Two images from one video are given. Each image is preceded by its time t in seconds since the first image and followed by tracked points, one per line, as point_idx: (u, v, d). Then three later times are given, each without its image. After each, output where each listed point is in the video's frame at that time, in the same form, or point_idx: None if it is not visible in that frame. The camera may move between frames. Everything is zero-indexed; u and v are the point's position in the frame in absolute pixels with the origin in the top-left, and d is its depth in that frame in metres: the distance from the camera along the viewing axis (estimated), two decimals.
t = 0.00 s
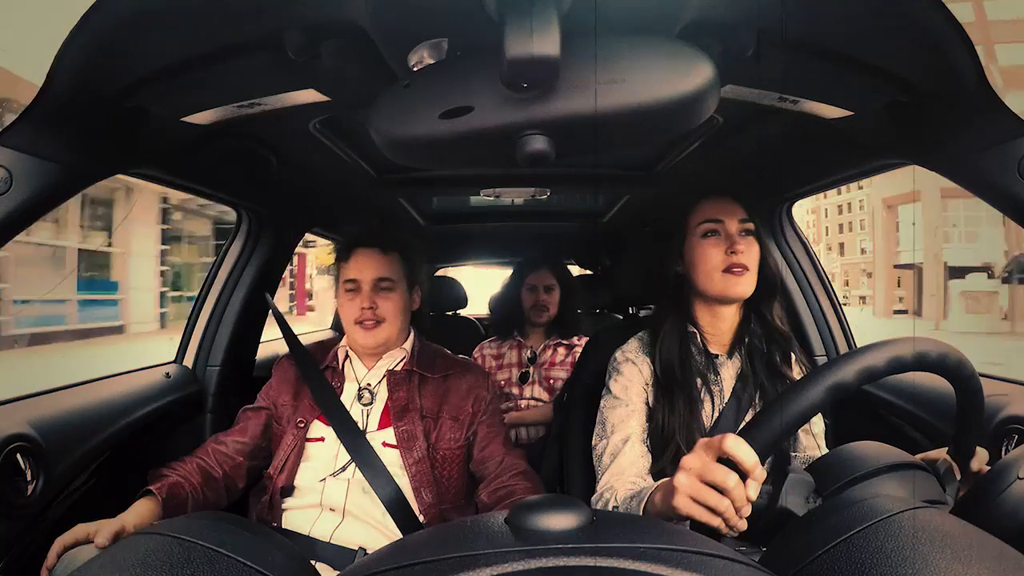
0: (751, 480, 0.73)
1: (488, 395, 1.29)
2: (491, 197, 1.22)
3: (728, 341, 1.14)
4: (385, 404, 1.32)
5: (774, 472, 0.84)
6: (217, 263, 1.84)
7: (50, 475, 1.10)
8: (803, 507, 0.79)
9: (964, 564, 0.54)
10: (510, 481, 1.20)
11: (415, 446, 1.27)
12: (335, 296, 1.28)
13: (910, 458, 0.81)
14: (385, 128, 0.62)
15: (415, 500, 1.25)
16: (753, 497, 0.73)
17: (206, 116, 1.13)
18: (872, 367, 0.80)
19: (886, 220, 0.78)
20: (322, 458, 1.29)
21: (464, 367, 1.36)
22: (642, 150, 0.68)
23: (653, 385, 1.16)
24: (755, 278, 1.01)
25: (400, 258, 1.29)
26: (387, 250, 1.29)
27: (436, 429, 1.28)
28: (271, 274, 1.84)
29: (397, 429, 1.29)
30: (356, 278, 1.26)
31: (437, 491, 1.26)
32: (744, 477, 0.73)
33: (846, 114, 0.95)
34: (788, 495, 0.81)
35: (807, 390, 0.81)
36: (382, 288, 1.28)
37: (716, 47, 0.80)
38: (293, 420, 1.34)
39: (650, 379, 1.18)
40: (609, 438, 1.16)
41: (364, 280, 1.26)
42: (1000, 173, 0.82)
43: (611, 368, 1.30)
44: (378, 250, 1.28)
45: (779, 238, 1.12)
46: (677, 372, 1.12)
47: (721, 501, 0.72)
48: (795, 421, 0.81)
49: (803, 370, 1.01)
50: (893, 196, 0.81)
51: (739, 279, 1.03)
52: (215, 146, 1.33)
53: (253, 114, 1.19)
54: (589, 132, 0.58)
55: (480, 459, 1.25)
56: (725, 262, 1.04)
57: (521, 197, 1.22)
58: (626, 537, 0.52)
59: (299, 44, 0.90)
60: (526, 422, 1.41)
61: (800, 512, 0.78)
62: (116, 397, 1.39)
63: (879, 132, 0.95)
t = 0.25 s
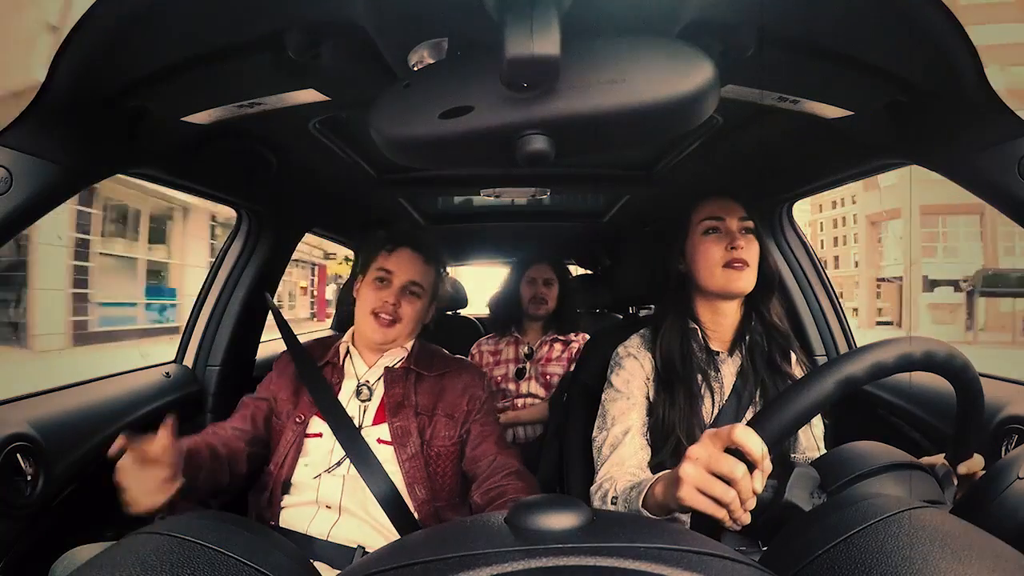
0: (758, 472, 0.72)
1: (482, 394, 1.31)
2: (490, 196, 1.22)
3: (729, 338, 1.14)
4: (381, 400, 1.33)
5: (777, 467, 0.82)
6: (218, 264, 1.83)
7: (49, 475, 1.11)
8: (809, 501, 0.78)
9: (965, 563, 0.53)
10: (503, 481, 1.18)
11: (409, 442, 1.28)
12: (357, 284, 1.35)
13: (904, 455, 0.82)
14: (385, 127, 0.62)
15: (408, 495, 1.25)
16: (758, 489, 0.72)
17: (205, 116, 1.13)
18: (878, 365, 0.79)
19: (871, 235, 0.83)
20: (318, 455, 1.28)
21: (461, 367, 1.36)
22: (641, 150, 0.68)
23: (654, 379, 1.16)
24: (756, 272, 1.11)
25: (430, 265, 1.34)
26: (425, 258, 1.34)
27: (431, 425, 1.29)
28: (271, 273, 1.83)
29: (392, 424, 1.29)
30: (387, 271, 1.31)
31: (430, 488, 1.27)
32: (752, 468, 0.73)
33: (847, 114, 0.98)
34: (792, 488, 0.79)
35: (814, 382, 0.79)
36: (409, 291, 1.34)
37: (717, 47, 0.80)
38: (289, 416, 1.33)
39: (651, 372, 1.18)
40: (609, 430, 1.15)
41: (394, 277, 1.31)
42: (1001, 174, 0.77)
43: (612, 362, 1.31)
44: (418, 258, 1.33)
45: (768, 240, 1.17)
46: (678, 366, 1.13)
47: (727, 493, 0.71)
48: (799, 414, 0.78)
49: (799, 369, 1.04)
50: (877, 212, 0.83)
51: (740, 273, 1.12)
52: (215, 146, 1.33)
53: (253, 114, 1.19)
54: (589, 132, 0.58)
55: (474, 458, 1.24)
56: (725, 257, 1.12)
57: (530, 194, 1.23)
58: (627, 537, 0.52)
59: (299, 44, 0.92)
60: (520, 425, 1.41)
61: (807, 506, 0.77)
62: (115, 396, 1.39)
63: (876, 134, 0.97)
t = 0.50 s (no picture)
0: (761, 469, 0.73)
1: (489, 396, 1.29)
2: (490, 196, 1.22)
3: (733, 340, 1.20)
4: (387, 403, 1.32)
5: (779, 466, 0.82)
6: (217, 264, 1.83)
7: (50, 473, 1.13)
8: (811, 500, 0.77)
9: (964, 564, 0.53)
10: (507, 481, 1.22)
11: (414, 445, 1.28)
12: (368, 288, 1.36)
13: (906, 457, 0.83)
14: (386, 127, 0.62)
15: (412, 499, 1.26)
16: (761, 487, 0.73)
17: (205, 116, 1.13)
18: (883, 365, 0.81)
19: (859, 241, 0.82)
20: (321, 457, 1.30)
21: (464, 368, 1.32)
22: (641, 150, 0.68)
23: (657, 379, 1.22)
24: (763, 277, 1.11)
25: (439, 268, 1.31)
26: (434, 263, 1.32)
27: (436, 428, 1.29)
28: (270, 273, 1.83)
29: (396, 427, 1.29)
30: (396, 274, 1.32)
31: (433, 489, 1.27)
32: (754, 466, 0.73)
33: (846, 114, 0.93)
34: (795, 487, 0.78)
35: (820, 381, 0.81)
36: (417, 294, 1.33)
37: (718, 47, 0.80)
38: (295, 417, 1.34)
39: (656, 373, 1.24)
40: (612, 428, 1.19)
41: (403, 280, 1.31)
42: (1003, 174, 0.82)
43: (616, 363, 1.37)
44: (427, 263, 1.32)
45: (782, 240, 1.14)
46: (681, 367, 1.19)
47: (730, 490, 0.72)
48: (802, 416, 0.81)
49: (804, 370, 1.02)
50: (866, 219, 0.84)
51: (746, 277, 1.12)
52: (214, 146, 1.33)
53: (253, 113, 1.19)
54: (589, 132, 0.58)
55: (478, 459, 1.26)
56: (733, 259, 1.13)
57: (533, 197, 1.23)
58: (627, 537, 0.52)
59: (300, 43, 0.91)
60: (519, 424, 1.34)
61: (809, 504, 0.76)
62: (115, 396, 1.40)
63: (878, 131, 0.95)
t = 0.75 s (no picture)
0: (761, 470, 0.72)
1: (485, 396, 1.33)
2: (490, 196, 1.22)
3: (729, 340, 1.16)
4: (385, 402, 1.34)
5: (779, 467, 0.81)
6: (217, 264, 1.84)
7: (50, 474, 1.10)
8: (811, 500, 0.77)
9: (964, 563, 0.53)
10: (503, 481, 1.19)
11: (411, 444, 1.29)
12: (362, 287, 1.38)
13: (905, 458, 0.83)
14: (386, 128, 0.62)
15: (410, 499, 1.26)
16: (761, 487, 0.72)
17: (205, 117, 1.13)
18: (882, 366, 0.78)
19: (849, 246, 0.91)
20: (319, 456, 1.29)
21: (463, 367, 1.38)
22: (640, 150, 0.68)
23: (653, 381, 1.18)
24: (756, 277, 1.08)
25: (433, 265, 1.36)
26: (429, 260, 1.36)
27: (433, 428, 1.31)
28: (270, 273, 1.83)
29: (394, 426, 1.31)
30: (393, 274, 1.35)
31: (431, 490, 1.27)
32: (754, 466, 0.72)
33: (846, 114, 0.97)
34: (794, 486, 0.78)
35: (816, 384, 0.77)
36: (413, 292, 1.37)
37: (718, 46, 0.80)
38: (295, 417, 1.35)
39: (651, 373, 1.21)
40: (609, 431, 1.15)
41: (400, 279, 1.35)
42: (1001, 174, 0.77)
43: (612, 363, 1.35)
44: (422, 262, 1.36)
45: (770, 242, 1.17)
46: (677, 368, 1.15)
47: (730, 491, 0.71)
48: (794, 421, 0.77)
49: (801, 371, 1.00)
50: (853, 226, 0.94)
51: (739, 278, 1.09)
52: (214, 146, 1.33)
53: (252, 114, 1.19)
54: (588, 131, 0.58)
55: (476, 459, 1.27)
56: (726, 260, 1.10)
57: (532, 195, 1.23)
58: (628, 537, 0.52)
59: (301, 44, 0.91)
60: (518, 424, 1.38)
61: (809, 505, 0.76)
62: (115, 397, 1.39)
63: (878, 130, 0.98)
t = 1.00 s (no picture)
0: (760, 471, 0.71)
1: (485, 396, 1.34)
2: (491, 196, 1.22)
3: (728, 340, 1.16)
4: (384, 404, 1.34)
5: (777, 469, 0.81)
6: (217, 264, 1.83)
7: (49, 474, 1.09)
8: (810, 501, 0.77)
9: (964, 563, 0.53)
10: (503, 481, 1.19)
11: (411, 445, 1.29)
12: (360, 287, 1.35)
13: (904, 458, 0.83)
14: (385, 127, 0.62)
15: (410, 500, 1.25)
16: (760, 488, 0.71)
17: (205, 117, 1.13)
18: (880, 366, 0.77)
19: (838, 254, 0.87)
20: (319, 457, 1.29)
21: (462, 367, 1.39)
22: (641, 151, 0.68)
23: (653, 381, 1.18)
24: (755, 277, 1.06)
25: (431, 265, 1.34)
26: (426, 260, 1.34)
27: (433, 428, 1.31)
28: (271, 273, 1.83)
29: (394, 427, 1.30)
30: (391, 275, 1.31)
31: (431, 490, 1.27)
32: (753, 467, 0.71)
33: (846, 114, 0.98)
34: (793, 487, 0.78)
35: (808, 387, 0.76)
36: (411, 293, 1.34)
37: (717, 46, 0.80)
38: (292, 419, 1.35)
39: (651, 374, 1.20)
40: (608, 430, 1.15)
41: (398, 281, 1.31)
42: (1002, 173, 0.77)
43: (612, 363, 1.34)
44: (420, 262, 1.33)
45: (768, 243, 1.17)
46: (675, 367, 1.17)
47: (729, 492, 0.70)
48: (798, 420, 0.75)
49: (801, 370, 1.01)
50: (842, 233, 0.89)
51: (739, 278, 1.07)
52: (214, 146, 1.33)
53: (252, 114, 1.19)
54: (588, 132, 0.58)
55: (476, 459, 1.26)
56: (725, 259, 1.08)
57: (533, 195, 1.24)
58: (628, 537, 0.52)
59: (302, 44, 0.91)
60: (518, 423, 1.40)
61: (808, 506, 0.76)
62: (114, 397, 1.39)
63: (880, 131, 0.98)
